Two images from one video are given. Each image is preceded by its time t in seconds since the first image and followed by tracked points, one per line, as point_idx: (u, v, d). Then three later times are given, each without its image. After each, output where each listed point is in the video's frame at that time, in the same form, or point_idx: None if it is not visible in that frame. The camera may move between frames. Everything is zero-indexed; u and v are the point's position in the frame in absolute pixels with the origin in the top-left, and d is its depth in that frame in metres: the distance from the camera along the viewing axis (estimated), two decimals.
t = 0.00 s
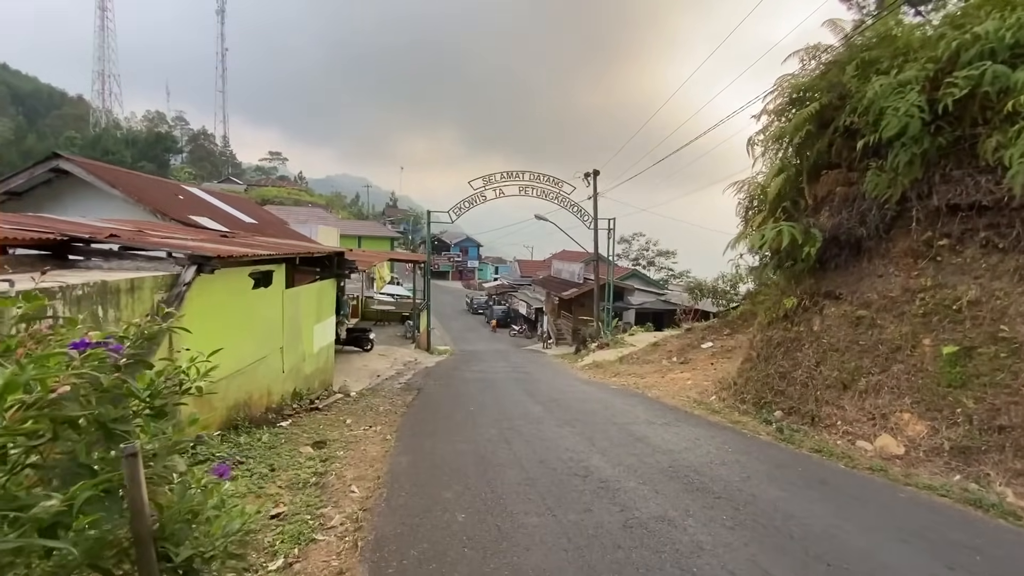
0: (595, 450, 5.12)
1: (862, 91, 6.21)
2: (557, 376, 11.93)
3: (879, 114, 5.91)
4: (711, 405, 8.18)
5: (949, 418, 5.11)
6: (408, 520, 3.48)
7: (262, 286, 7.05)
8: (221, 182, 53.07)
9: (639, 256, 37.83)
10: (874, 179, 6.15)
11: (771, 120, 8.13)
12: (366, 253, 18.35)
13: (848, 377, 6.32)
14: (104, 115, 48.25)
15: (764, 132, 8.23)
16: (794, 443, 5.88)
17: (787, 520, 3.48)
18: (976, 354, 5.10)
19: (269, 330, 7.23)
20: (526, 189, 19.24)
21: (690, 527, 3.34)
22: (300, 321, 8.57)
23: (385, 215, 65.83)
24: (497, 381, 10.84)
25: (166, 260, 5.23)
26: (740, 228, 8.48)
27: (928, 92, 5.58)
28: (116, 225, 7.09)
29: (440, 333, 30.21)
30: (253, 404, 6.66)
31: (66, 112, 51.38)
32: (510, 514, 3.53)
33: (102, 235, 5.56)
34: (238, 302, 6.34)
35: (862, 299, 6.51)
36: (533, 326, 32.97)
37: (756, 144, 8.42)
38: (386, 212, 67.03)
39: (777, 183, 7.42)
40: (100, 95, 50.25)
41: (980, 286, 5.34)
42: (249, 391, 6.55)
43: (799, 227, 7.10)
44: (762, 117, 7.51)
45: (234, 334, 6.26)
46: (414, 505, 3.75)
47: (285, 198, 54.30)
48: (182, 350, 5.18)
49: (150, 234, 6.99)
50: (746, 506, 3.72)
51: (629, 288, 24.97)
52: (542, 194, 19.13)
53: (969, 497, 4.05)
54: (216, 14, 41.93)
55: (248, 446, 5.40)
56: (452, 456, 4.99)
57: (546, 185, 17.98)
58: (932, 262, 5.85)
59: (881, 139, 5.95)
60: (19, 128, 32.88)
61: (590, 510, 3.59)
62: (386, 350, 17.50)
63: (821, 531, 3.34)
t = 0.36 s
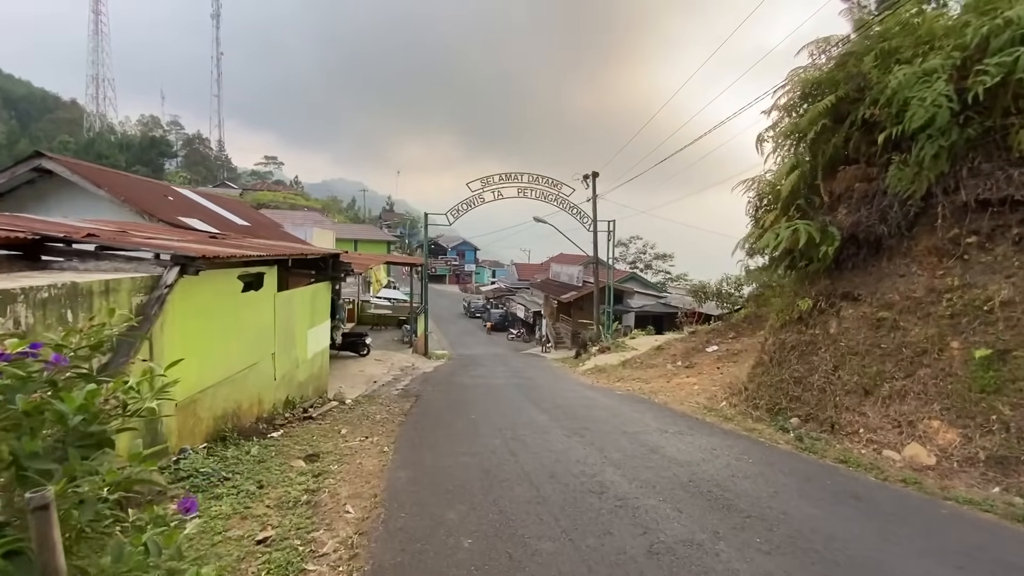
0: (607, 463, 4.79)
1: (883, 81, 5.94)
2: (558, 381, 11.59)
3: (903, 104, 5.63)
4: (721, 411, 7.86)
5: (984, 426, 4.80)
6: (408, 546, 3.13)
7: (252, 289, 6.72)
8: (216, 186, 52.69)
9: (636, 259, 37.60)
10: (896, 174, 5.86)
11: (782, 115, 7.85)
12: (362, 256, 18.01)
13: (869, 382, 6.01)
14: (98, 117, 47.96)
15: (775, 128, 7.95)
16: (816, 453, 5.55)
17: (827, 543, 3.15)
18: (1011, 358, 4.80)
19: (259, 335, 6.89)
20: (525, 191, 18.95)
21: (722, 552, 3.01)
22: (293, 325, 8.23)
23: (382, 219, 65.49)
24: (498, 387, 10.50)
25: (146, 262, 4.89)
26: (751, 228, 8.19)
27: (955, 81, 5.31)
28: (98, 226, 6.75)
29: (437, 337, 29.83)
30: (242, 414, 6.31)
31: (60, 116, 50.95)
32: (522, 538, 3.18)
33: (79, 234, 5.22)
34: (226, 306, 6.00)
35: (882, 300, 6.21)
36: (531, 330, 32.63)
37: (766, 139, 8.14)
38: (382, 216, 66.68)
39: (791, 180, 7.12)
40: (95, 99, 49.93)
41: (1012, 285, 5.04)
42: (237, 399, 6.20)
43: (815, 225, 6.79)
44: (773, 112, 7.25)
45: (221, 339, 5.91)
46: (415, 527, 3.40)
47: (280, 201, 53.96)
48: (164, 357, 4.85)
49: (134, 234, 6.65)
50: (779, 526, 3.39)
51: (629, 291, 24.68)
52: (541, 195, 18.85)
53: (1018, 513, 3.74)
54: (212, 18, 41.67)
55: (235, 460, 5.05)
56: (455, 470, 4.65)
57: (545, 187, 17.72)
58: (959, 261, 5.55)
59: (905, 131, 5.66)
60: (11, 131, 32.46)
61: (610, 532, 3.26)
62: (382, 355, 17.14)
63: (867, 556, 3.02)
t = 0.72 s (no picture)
0: (621, 479, 4.45)
1: (908, 69, 5.64)
2: (560, 385, 11.24)
3: (931, 93, 5.33)
4: (733, 418, 7.51)
5: None
6: None
7: (239, 293, 6.35)
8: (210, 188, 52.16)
9: (635, 260, 37.29)
10: (923, 168, 5.55)
11: (795, 108, 7.53)
12: (358, 258, 17.62)
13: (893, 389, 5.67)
14: (90, 118, 47.46)
15: (788, 122, 7.63)
16: (841, 465, 5.20)
17: None
18: None
19: (247, 341, 6.53)
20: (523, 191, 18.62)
21: None
22: (284, 330, 7.87)
23: (377, 221, 65.02)
24: (497, 393, 10.14)
25: (120, 265, 4.53)
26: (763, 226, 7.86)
27: (988, 68, 5.00)
28: (75, 227, 6.37)
29: (434, 340, 29.47)
30: (227, 426, 5.95)
31: (52, 118, 50.33)
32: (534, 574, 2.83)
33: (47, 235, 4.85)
34: (210, 311, 5.63)
35: (906, 301, 5.88)
36: (530, 332, 32.27)
37: (778, 134, 7.82)
38: (378, 218, 66.26)
39: (806, 175, 6.79)
40: (88, 101, 49.47)
41: None
42: (222, 411, 5.85)
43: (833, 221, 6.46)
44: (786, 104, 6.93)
45: (205, 347, 5.56)
46: (414, 561, 3.04)
47: (275, 203, 53.50)
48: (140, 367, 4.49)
49: (112, 236, 6.28)
50: (821, 556, 3.06)
51: (629, 292, 24.35)
52: (540, 195, 18.52)
53: None
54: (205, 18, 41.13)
55: (217, 479, 4.67)
56: (457, 490, 4.30)
57: (544, 187, 17.39)
58: (991, 260, 5.24)
59: (934, 121, 5.36)
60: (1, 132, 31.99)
61: (633, 566, 2.91)
62: (378, 359, 16.74)
63: None
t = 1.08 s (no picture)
0: (642, 501, 4.06)
1: (943, 56, 5.31)
2: (566, 393, 10.84)
3: (969, 79, 4.98)
4: (751, 428, 7.09)
5: None
6: None
7: (227, 298, 5.97)
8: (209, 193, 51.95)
9: (637, 264, 36.93)
10: (959, 160, 5.18)
11: (813, 102, 7.17)
12: (357, 263, 17.26)
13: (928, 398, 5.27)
14: (90, 124, 47.43)
15: (806, 116, 7.27)
16: (876, 482, 4.79)
17: None
18: None
19: (236, 349, 6.15)
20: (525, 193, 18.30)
21: None
22: (277, 337, 7.49)
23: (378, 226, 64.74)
24: (501, 402, 9.74)
25: (90, 267, 4.15)
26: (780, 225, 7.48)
27: None
28: (52, 228, 6.01)
29: (434, 345, 29.05)
30: (212, 440, 5.57)
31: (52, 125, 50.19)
32: None
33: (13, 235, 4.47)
34: (194, 317, 5.26)
35: (940, 304, 5.49)
36: (531, 337, 31.86)
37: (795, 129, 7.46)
38: (378, 223, 65.98)
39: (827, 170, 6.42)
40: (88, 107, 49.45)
41: None
42: (206, 424, 5.46)
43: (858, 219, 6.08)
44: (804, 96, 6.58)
45: (189, 356, 5.17)
46: None
47: (274, 208, 53.27)
48: (113, 378, 4.12)
49: (91, 237, 5.91)
50: None
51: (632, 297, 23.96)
52: (543, 198, 18.18)
53: None
54: (206, 24, 41.04)
55: (196, 502, 4.27)
56: (461, 513, 3.90)
57: (546, 189, 17.06)
58: None
59: (972, 110, 5.02)
60: None
61: None
62: (378, 365, 16.34)
63: None
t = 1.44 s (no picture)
0: (674, 524, 3.65)
1: (988, 35, 4.92)
2: (575, 399, 10.44)
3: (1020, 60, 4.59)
4: (775, 437, 6.67)
5: None
6: None
7: (218, 301, 5.59)
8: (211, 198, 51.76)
9: (640, 266, 36.54)
10: (1008, 146, 4.76)
11: (839, 91, 6.80)
12: (358, 265, 16.88)
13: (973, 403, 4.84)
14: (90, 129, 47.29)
15: (832, 106, 6.89)
16: (922, 496, 4.37)
17: None
18: None
19: (227, 355, 5.76)
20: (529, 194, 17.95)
21: None
22: (272, 342, 7.09)
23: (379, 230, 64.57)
24: (508, 408, 9.33)
25: (60, 266, 3.78)
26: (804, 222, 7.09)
27: None
28: (32, 227, 5.68)
29: (436, 349, 28.65)
30: (199, 454, 5.17)
31: (51, 130, 49.97)
32: None
33: None
34: (179, 322, 4.87)
35: (986, 303, 5.09)
36: (534, 341, 31.47)
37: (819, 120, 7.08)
38: (380, 227, 65.73)
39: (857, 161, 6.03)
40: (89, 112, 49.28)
41: None
42: (193, 437, 5.07)
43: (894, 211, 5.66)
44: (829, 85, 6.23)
45: (174, 364, 4.78)
46: None
47: (275, 212, 53.04)
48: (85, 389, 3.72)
49: (71, 237, 5.52)
50: None
51: (637, 299, 23.56)
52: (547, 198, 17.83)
53: None
54: (207, 29, 40.95)
55: (177, 526, 3.85)
56: (473, 539, 3.49)
57: (551, 190, 16.71)
58: None
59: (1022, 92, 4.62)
60: None
61: None
62: (379, 370, 15.94)
63: None
